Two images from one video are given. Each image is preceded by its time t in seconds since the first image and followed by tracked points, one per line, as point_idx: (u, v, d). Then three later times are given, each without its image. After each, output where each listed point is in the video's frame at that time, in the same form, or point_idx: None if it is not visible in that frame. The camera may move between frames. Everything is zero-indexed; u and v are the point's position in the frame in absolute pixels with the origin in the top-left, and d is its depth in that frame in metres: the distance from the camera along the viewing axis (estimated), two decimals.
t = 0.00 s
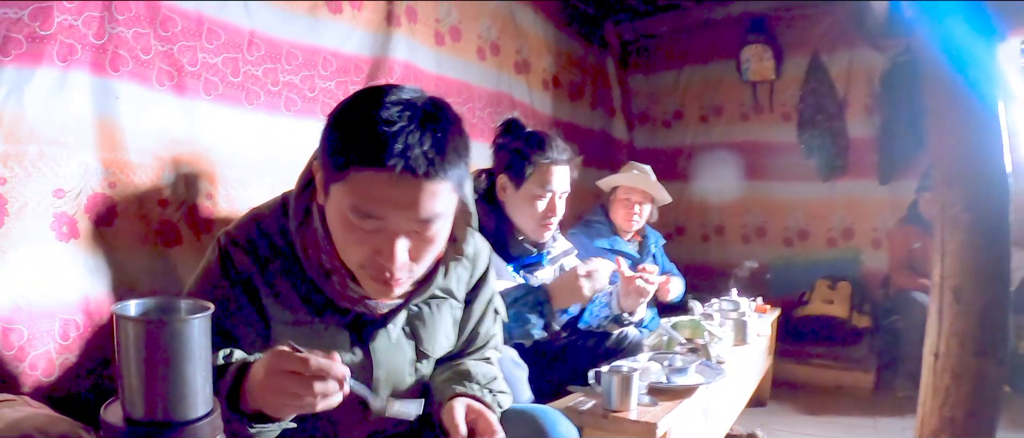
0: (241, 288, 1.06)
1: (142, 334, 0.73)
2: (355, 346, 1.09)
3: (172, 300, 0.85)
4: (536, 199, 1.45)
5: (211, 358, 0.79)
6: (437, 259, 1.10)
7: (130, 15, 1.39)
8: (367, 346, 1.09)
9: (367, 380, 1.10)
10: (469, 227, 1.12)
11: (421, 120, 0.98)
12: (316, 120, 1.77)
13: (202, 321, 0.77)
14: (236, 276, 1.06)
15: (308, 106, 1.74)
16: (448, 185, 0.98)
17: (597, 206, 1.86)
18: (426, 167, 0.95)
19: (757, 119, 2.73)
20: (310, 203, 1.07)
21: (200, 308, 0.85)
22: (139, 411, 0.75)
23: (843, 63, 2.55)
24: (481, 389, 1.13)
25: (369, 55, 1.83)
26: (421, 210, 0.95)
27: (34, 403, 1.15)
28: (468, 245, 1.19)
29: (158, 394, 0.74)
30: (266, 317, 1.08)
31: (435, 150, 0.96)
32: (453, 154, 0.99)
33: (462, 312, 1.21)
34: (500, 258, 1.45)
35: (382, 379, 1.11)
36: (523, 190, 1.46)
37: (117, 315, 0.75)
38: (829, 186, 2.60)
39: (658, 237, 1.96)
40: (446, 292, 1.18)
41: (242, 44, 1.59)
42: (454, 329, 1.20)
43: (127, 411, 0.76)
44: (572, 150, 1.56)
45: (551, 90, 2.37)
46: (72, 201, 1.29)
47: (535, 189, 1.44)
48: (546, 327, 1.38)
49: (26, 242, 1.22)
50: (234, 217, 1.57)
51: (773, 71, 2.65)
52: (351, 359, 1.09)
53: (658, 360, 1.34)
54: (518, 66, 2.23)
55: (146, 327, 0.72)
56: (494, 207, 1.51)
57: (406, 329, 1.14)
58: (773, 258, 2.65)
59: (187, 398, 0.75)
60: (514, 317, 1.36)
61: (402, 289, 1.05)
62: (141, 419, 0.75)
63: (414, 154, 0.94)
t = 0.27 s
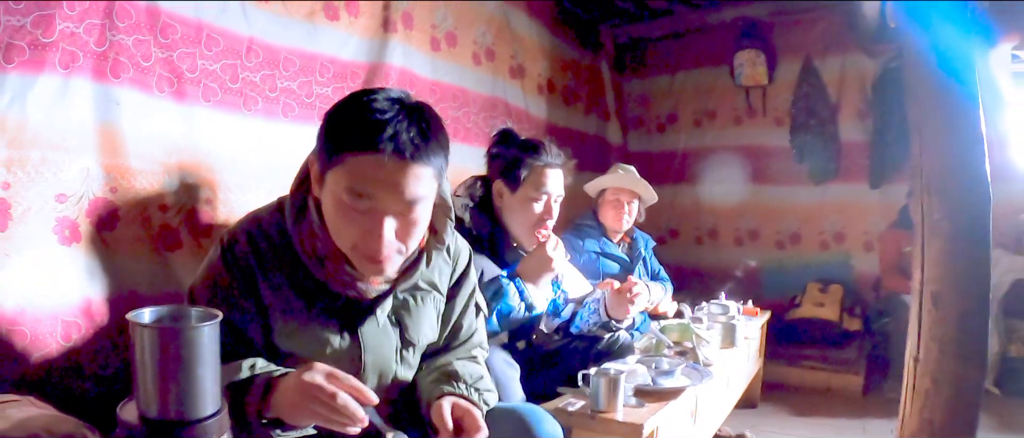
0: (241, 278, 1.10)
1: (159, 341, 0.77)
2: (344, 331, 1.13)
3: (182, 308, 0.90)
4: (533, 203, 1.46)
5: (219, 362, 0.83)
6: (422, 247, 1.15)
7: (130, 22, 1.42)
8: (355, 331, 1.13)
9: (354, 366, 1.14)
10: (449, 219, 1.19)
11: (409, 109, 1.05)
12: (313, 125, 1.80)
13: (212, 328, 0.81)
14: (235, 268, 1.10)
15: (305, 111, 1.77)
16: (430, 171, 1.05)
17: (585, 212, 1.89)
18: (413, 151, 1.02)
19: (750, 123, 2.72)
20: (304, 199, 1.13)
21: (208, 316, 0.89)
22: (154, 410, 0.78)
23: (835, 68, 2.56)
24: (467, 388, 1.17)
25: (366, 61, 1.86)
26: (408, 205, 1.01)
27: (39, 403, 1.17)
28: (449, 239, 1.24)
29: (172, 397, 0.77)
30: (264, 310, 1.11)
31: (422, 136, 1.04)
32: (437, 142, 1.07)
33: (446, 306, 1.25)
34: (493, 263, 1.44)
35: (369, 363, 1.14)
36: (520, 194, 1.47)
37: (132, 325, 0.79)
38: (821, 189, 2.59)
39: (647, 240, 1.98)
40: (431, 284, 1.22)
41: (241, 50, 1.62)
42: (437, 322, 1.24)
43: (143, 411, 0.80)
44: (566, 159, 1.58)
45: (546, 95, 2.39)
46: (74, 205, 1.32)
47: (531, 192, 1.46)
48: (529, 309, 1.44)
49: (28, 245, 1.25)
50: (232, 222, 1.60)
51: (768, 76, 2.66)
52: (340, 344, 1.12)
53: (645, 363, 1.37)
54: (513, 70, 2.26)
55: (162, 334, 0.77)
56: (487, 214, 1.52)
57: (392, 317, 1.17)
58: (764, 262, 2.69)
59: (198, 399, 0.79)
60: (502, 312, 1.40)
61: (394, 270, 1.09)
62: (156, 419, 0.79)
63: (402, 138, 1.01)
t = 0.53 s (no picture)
0: (239, 272, 1.14)
1: (170, 343, 0.80)
2: (336, 320, 1.17)
3: (192, 313, 0.92)
4: (522, 209, 1.50)
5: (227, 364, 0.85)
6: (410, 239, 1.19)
7: (131, 27, 1.45)
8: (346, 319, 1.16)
9: (346, 355, 1.17)
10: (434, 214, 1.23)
11: (398, 103, 1.08)
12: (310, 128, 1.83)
13: (220, 331, 0.84)
14: (235, 261, 1.14)
15: (303, 114, 1.79)
16: (418, 163, 1.07)
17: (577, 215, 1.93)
18: (403, 143, 1.05)
19: (744, 126, 2.74)
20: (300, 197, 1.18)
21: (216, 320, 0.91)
22: (166, 406, 0.80)
23: (828, 72, 2.58)
24: (456, 384, 1.20)
25: (363, 64, 1.88)
26: (397, 197, 1.04)
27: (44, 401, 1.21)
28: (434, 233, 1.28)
29: (182, 395, 0.80)
30: (263, 303, 1.15)
31: (410, 128, 1.06)
32: (424, 135, 1.09)
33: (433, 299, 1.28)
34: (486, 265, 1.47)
35: (359, 353, 1.17)
36: (510, 199, 1.51)
37: (145, 329, 0.82)
38: (814, 191, 2.61)
39: (638, 241, 2.01)
40: (419, 278, 1.26)
41: (239, 54, 1.64)
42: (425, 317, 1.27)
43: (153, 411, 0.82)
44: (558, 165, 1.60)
45: (541, 97, 2.41)
46: (76, 208, 1.35)
47: (521, 199, 1.49)
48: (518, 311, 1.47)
49: (32, 247, 1.29)
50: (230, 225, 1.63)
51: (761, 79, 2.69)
52: (332, 334, 1.16)
53: (634, 363, 1.39)
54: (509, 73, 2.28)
55: (174, 336, 0.79)
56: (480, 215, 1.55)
57: (382, 308, 1.20)
58: (757, 263, 2.72)
59: (207, 397, 0.81)
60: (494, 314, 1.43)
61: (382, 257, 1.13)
62: (167, 416, 0.80)
63: (391, 129, 1.04)
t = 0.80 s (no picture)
0: (234, 277, 1.17)
1: (177, 360, 0.85)
2: (327, 323, 1.20)
3: (196, 331, 0.98)
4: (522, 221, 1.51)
5: (230, 378, 0.91)
6: (396, 246, 1.21)
7: (130, 36, 1.47)
8: (336, 323, 1.19)
9: (337, 357, 1.20)
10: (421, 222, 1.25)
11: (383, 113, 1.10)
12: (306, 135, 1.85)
13: (224, 349, 0.89)
14: (231, 266, 1.17)
15: (299, 121, 1.81)
16: (403, 171, 1.09)
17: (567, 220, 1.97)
18: (388, 151, 1.06)
19: (738, 131, 2.75)
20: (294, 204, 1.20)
21: (220, 338, 0.97)
22: (173, 418, 0.86)
23: (821, 77, 2.59)
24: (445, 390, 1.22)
25: (358, 71, 1.89)
26: (383, 203, 1.06)
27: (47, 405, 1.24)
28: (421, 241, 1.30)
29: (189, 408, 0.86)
30: (257, 305, 1.18)
31: (395, 137, 1.08)
32: (410, 144, 1.11)
33: (421, 306, 1.31)
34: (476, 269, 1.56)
35: (350, 355, 1.20)
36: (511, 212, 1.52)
37: (155, 346, 0.88)
38: (806, 195, 2.63)
39: (630, 246, 2.05)
40: (407, 284, 1.28)
41: (237, 62, 1.66)
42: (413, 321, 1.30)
43: (162, 420, 0.88)
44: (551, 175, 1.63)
45: (535, 101, 2.43)
46: (77, 215, 1.38)
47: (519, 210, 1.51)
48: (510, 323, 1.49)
49: (33, 255, 1.32)
50: (228, 229, 1.67)
51: (754, 84, 2.68)
52: (323, 336, 1.19)
53: (621, 370, 1.42)
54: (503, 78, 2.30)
55: (180, 354, 0.85)
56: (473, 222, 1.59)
57: (371, 313, 1.23)
58: (751, 267, 2.73)
59: (211, 409, 0.87)
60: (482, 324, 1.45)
61: (369, 260, 1.16)
62: (175, 427, 0.87)
63: (376, 138, 1.05)
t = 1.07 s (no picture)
0: (227, 289, 1.19)
1: (177, 388, 0.89)
2: (316, 334, 1.22)
3: (193, 357, 1.03)
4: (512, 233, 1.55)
5: (227, 403, 0.95)
6: (382, 263, 1.22)
7: (126, 48, 1.46)
8: (324, 334, 1.22)
9: (325, 367, 1.23)
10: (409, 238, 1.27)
11: (369, 136, 1.11)
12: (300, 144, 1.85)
13: (222, 377, 0.93)
14: (225, 278, 1.19)
15: (292, 131, 1.81)
16: (390, 190, 1.10)
17: (559, 227, 2.01)
18: (374, 172, 1.07)
19: (730, 137, 2.76)
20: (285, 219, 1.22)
21: (215, 365, 1.02)
22: None
23: (813, 84, 2.59)
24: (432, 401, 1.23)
25: (351, 80, 1.90)
26: (369, 221, 1.07)
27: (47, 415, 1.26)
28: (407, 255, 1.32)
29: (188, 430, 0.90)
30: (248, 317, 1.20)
31: (381, 158, 1.09)
32: (395, 165, 1.12)
33: (408, 318, 1.32)
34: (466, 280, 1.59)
35: (338, 365, 1.23)
36: (499, 224, 1.55)
37: (154, 372, 0.91)
38: (795, 203, 2.66)
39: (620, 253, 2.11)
40: (394, 298, 1.30)
41: (232, 73, 1.65)
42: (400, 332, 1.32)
43: None
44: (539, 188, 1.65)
45: (528, 108, 2.44)
46: (75, 226, 1.39)
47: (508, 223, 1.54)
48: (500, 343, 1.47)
49: (34, 265, 1.33)
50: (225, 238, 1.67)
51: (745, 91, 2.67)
52: (313, 346, 1.22)
53: (606, 381, 1.43)
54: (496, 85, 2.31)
55: (180, 382, 0.89)
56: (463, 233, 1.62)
57: (359, 325, 1.26)
58: (741, 274, 2.79)
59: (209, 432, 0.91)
60: (470, 339, 1.45)
61: (359, 275, 1.18)
62: None
63: (362, 160, 1.06)
